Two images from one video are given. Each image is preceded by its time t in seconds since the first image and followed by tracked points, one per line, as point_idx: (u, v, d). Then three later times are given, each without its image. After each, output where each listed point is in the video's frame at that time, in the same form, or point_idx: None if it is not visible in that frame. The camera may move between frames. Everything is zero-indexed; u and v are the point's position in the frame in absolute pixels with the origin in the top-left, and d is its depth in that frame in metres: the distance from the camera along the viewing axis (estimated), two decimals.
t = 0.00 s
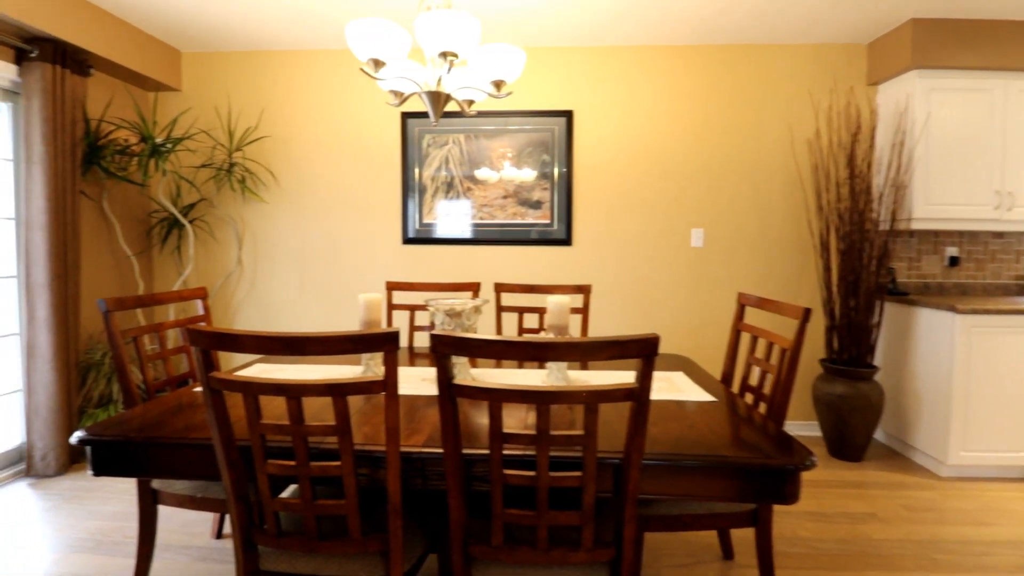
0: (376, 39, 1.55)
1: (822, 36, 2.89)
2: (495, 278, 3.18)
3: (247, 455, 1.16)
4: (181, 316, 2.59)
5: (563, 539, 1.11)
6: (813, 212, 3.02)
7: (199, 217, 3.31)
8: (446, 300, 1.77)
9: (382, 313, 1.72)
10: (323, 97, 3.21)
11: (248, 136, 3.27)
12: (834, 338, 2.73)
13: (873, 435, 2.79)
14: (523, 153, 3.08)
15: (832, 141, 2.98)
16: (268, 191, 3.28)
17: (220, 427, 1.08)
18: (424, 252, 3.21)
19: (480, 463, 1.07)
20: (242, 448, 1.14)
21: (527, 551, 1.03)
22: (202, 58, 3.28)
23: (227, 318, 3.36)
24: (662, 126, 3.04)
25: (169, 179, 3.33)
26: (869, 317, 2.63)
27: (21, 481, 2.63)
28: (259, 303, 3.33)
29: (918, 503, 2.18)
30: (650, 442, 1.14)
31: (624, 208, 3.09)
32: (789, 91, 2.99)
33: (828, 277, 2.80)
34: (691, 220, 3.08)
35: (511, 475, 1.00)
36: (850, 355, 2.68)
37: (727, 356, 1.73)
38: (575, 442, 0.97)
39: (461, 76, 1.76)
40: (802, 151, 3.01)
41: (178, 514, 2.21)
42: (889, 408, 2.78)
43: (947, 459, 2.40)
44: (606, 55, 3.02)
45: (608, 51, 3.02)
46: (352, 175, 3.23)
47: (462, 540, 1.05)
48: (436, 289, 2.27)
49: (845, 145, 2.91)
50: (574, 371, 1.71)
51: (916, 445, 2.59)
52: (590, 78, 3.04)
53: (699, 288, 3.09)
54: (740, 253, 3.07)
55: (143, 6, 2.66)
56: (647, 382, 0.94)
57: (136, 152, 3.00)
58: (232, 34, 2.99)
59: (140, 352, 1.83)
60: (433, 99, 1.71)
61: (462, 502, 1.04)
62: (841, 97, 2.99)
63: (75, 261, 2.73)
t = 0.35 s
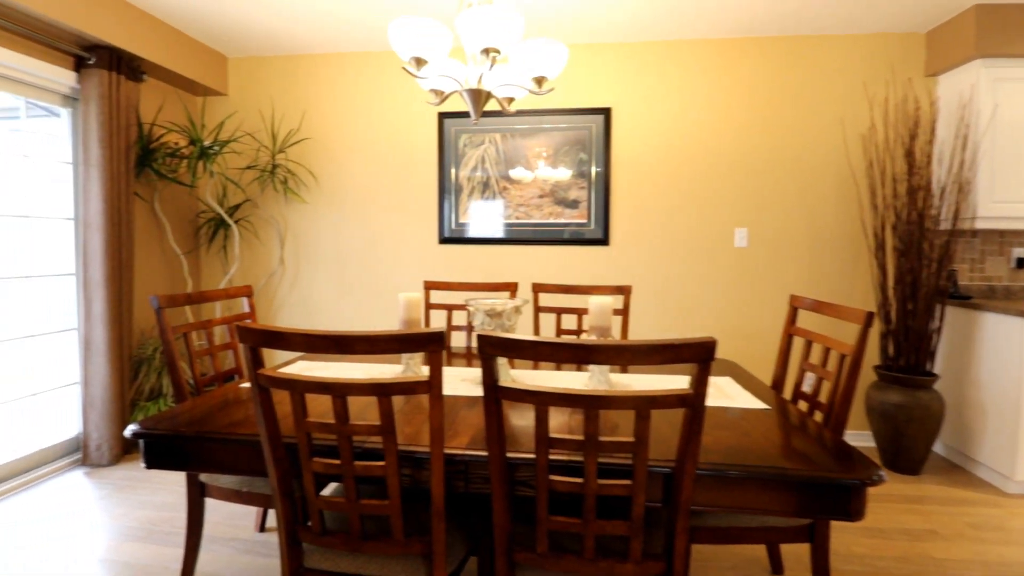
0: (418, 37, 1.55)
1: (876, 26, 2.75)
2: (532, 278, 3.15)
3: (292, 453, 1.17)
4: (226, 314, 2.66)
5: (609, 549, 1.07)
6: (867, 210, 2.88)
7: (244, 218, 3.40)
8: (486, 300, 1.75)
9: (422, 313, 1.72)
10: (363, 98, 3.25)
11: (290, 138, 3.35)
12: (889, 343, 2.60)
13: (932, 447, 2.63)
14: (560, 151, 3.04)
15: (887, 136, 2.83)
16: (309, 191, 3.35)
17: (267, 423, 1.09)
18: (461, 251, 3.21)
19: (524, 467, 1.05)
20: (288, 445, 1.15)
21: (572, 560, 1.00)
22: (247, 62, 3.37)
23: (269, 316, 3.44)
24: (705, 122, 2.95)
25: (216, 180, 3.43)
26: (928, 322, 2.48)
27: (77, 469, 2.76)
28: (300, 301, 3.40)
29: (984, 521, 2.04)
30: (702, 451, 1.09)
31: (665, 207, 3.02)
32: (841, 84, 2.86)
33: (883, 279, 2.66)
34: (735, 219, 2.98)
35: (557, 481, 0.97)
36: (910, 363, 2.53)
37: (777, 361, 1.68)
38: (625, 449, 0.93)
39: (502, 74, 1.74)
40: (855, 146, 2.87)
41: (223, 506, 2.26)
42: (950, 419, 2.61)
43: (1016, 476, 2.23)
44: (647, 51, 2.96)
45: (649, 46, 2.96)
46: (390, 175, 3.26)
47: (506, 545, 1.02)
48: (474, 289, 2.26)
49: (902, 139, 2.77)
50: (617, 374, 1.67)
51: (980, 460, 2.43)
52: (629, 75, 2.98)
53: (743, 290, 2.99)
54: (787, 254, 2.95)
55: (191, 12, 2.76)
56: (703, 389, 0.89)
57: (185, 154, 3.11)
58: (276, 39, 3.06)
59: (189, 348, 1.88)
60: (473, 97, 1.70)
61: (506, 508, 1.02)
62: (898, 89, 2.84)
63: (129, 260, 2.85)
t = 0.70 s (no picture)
0: (455, 35, 1.54)
1: (933, 14, 2.61)
2: (565, 278, 3.11)
3: (332, 453, 1.17)
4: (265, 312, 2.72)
5: (653, 561, 1.03)
6: (920, 209, 2.74)
7: (282, 218, 3.47)
8: (522, 301, 1.73)
9: (457, 313, 1.70)
10: (397, 98, 3.27)
11: (327, 140, 3.40)
12: (945, 349, 2.45)
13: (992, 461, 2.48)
14: (594, 150, 3.00)
15: (944, 130, 2.68)
16: (344, 192, 3.39)
17: (308, 423, 1.09)
18: (494, 251, 3.20)
19: (566, 474, 1.02)
20: (328, 445, 1.15)
21: (615, 571, 0.97)
22: (286, 66, 3.44)
23: (305, 315, 3.50)
24: (746, 119, 2.86)
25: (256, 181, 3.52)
26: (989, 327, 2.33)
27: (124, 461, 2.86)
28: (335, 300, 3.45)
29: None
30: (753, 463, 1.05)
31: (703, 206, 2.94)
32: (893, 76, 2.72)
33: (939, 281, 2.52)
34: (777, 218, 2.87)
35: (601, 490, 0.93)
36: (966, 370, 2.39)
37: (828, 368, 1.60)
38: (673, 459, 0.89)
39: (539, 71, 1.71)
40: (907, 142, 2.73)
41: (261, 501, 2.31)
42: (1012, 431, 2.45)
43: None
44: (685, 46, 2.88)
45: (687, 41, 2.88)
46: (423, 175, 3.27)
47: (546, 553, 1.00)
48: (509, 289, 2.24)
49: (960, 134, 2.61)
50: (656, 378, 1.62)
51: None
52: (667, 71, 2.91)
53: (785, 292, 2.88)
54: (833, 255, 2.83)
55: (233, 17, 2.82)
56: (758, 398, 0.85)
57: (226, 156, 3.19)
58: (313, 41, 3.11)
59: (231, 345, 1.92)
60: (510, 94, 1.68)
61: (547, 515, 0.99)
62: (956, 80, 2.68)
63: (173, 259, 2.94)
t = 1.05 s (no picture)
0: (498, 32, 1.51)
1: None
2: (604, 279, 3.05)
3: (375, 456, 1.16)
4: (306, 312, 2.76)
5: None
6: (989, 207, 2.55)
7: (323, 219, 3.53)
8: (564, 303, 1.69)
9: (497, 315, 1.68)
10: (435, 99, 3.28)
11: (366, 142, 3.44)
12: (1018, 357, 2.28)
13: None
14: (634, 148, 2.93)
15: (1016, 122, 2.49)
16: (383, 193, 3.43)
17: (352, 426, 1.09)
18: (531, 252, 3.16)
19: (616, 486, 0.98)
20: (372, 449, 1.14)
21: None
22: (327, 69, 3.50)
23: (345, 314, 3.55)
24: (796, 114, 2.74)
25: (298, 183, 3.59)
26: None
27: (174, 454, 2.96)
28: (373, 300, 3.49)
29: None
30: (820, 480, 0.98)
31: (750, 205, 2.83)
32: (958, 66, 2.55)
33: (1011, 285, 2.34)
34: (829, 218, 2.74)
35: (655, 505, 0.89)
36: None
37: (893, 377, 1.51)
38: (734, 475, 0.84)
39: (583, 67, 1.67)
40: (974, 135, 2.55)
41: (303, 498, 2.34)
42: None
43: None
44: (730, 40, 2.79)
45: (733, 35, 2.78)
46: (461, 175, 3.27)
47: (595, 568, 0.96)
48: (548, 291, 2.20)
49: None
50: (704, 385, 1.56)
51: None
52: (711, 66, 2.82)
53: (837, 295, 2.75)
54: (891, 256, 2.67)
55: (277, 23, 2.88)
56: (830, 411, 0.79)
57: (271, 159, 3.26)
58: (354, 44, 3.15)
59: (275, 345, 1.95)
60: (553, 91, 1.64)
61: (596, 528, 0.96)
62: None
63: (219, 259, 3.02)
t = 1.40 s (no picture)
0: (538, 23, 1.47)
1: None
2: (640, 280, 2.98)
3: (413, 460, 1.13)
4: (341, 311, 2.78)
5: None
6: None
7: (357, 219, 3.56)
8: (604, 304, 1.63)
9: (535, 316, 1.63)
10: (468, 98, 3.26)
11: (400, 142, 3.45)
12: None
13: None
14: (672, 144, 2.85)
15: None
16: (416, 192, 3.43)
17: (391, 429, 1.06)
18: (565, 251, 3.11)
19: (666, 499, 0.93)
20: (410, 452, 1.12)
21: None
22: (362, 71, 3.53)
23: (378, 313, 3.58)
24: (844, 107, 2.61)
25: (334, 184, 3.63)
26: None
27: (213, 449, 3.03)
28: (407, 299, 3.50)
29: None
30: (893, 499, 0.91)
31: (794, 203, 2.71)
32: None
33: None
34: (881, 216, 2.59)
35: (711, 521, 0.84)
36: None
37: (961, 386, 1.41)
38: (800, 492, 0.79)
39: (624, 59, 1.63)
40: None
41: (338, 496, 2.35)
42: None
43: None
44: (774, 31, 2.68)
45: (778, 25, 2.67)
46: (493, 174, 3.24)
47: None
48: (585, 291, 2.15)
49: None
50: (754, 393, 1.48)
51: None
52: (753, 59, 2.72)
53: (889, 297, 2.60)
54: (949, 255, 2.51)
55: (314, 24, 2.91)
56: (912, 426, 0.73)
57: (307, 160, 3.31)
58: (388, 44, 3.15)
59: (313, 344, 1.96)
60: (594, 83, 1.59)
61: (644, 543, 0.91)
62: None
63: (258, 259, 3.08)
